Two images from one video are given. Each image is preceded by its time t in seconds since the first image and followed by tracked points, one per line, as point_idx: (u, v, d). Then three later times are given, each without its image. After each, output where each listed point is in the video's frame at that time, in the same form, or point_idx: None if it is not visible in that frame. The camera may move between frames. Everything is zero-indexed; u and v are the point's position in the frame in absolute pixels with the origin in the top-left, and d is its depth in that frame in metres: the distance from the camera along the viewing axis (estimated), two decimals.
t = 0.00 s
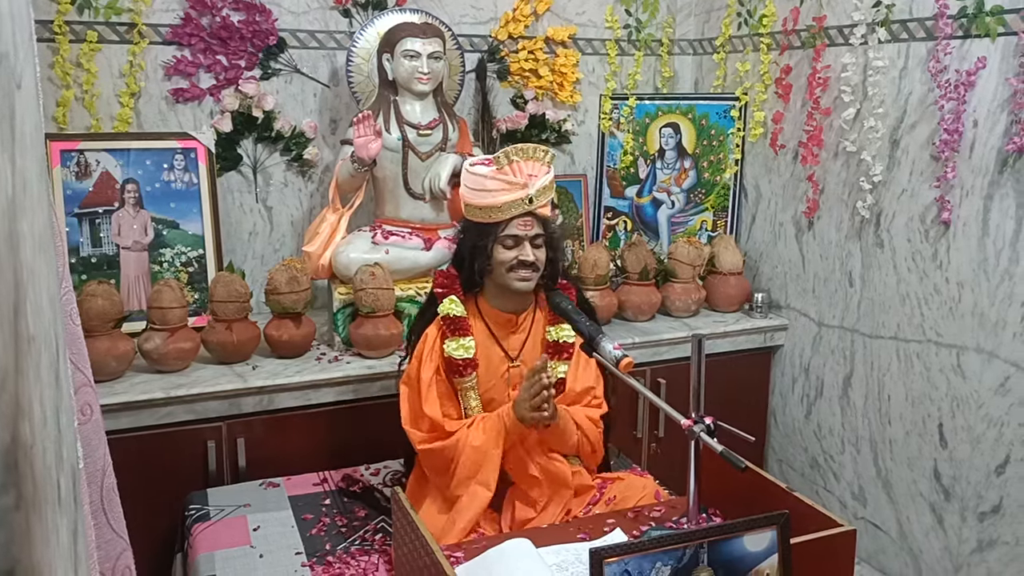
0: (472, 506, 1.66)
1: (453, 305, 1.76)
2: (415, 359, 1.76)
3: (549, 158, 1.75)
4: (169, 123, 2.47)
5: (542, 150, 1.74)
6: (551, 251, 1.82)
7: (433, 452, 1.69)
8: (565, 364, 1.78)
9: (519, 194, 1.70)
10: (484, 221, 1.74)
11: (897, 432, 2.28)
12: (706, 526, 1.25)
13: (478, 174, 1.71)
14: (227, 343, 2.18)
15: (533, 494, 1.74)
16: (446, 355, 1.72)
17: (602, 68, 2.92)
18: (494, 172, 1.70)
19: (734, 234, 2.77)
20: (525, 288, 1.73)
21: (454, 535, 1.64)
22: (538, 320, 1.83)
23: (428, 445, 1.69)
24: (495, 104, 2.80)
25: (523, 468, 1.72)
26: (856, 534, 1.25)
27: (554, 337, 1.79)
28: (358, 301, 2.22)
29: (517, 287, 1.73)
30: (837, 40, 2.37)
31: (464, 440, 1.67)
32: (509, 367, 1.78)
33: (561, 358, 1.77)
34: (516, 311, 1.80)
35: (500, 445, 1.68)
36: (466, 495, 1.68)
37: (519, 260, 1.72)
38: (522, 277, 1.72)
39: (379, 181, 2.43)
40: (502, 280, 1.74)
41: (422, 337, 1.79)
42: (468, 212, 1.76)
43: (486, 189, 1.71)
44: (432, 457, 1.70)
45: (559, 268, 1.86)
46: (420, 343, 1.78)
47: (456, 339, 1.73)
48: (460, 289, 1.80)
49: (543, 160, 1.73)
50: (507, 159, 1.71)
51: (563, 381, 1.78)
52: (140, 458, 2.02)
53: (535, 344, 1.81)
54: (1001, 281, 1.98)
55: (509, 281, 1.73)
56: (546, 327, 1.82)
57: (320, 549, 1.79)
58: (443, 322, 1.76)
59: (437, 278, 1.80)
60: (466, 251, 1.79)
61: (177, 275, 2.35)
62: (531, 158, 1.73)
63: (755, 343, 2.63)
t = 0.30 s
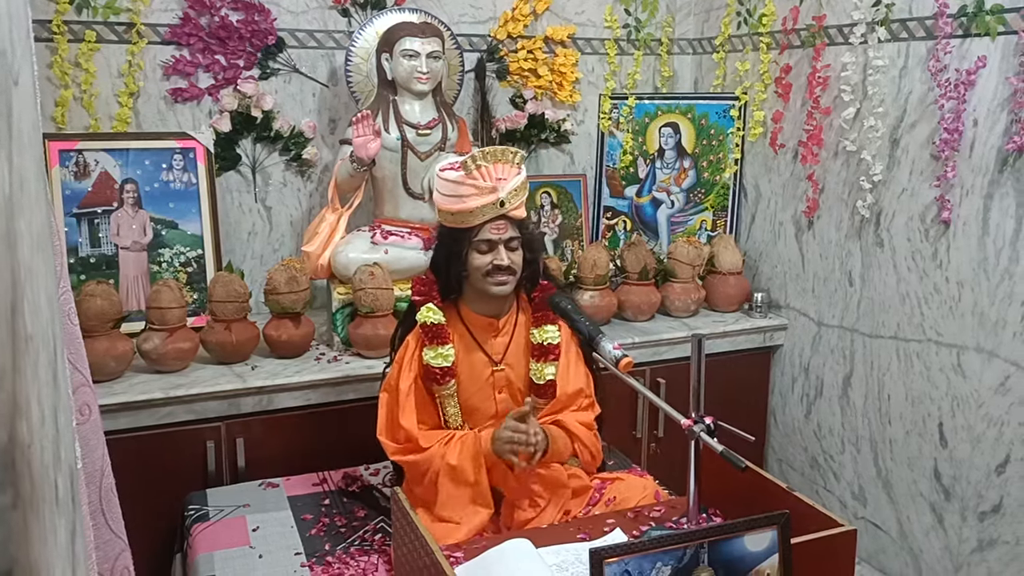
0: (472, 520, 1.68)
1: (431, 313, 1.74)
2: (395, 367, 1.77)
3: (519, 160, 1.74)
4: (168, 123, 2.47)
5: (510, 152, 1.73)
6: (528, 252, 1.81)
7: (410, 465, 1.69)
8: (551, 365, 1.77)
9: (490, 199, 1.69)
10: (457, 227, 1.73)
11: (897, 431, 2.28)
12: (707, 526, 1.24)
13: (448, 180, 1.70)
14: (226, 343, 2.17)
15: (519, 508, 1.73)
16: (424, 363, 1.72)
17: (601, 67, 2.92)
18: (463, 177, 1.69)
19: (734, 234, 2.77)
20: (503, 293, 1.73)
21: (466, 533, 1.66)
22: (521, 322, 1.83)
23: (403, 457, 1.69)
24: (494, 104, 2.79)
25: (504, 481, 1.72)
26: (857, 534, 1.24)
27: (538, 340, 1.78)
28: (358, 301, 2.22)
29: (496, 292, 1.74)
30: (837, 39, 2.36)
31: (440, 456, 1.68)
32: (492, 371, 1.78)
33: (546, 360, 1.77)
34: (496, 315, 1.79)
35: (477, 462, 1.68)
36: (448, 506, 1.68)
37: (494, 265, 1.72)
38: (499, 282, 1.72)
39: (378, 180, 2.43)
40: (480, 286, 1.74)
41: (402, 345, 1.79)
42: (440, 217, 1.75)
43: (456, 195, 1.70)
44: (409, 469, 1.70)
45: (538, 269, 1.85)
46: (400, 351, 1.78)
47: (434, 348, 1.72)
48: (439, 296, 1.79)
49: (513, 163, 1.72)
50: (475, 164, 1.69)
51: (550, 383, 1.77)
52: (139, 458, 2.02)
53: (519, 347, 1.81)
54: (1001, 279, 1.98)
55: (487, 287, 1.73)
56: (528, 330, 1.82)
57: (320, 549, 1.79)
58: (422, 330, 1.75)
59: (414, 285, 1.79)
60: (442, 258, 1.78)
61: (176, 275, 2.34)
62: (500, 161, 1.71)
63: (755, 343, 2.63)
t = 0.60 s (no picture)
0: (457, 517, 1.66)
1: (420, 314, 1.74)
2: (385, 368, 1.77)
3: (507, 160, 1.74)
4: (165, 122, 2.46)
5: (499, 153, 1.72)
6: (521, 252, 1.80)
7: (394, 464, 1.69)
8: (543, 365, 1.76)
9: (479, 200, 1.68)
10: (446, 227, 1.73)
11: (895, 431, 2.28)
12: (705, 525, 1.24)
13: (437, 180, 1.69)
14: (224, 343, 2.17)
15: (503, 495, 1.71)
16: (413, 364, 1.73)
17: (600, 66, 2.91)
18: (451, 178, 1.68)
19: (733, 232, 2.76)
20: (494, 294, 1.73)
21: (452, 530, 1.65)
22: (515, 322, 1.82)
23: (385, 455, 1.69)
24: (492, 103, 2.79)
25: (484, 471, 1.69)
26: (856, 534, 1.24)
27: (530, 340, 1.77)
28: (355, 301, 2.22)
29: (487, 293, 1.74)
30: (836, 38, 2.36)
31: (415, 450, 1.66)
32: (486, 371, 1.78)
33: (537, 360, 1.75)
34: (489, 315, 1.79)
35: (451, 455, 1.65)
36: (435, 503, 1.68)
37: (485, 265, 1.71)
38: (490, 282, 1.72)
39: (376, 180, 2.42)
40: (472, 286, 1.74)
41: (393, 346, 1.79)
42: (429, 218, 1.74)
43: (445, 196, 1.69)
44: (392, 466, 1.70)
45: (532, 268, 1.84)
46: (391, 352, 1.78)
47: (422, 349, 1.72)
48: (429, 296, 1.78)
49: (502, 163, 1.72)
50: (463, 164, 1.69)
51: (542, 383, 1.76)
52: (137, 458, 2.01)
53: (512, 347, 1.80)
54: (1000, 278, 1.98)
55: (478, 288, 1.73)
56: (522, 330, 1.81)
57: (317, 549, 1.78)
58: (412, 331, 1.75)
59: (406, 286, 1.78)
60: (433, 258, 1.78)
61: (174, 274, 2.34)
62: (488, 161, 1.71)
63: (753, 342, 2.62)
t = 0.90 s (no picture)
0: (466, 519, 1.66)
1: (432, 312, 1.74)
2: (396, 366, 1.76)
3: (523, 161, 1.74)
4: (161, 122, 2.46)
5: (515, 154, 1.73)
6: (531, 253, 1.81)
7: (414, 460, 1.69)
8: (550, 367, 1.77)
9: (495, 199, 1.69)
10: (460, 227, 1.73)
11: (892, 431, 2.28)
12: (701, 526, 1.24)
13: (452, 179, 1.69)
14: (220, 343, 2.17)
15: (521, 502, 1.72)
16: (425, 362, 1.72)
17: (596, 66, 2.91)
18: (468, 177, 1.68)
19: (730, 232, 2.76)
20: (506, 295, 1.73)
21: (453, 535, 1.64)
22: (522, 322, 1.82)
23: (407, 454, 1.69)
24: (488, 103, 2.79)
25: (508, 474, 1.70)
26: (851, 533, 1.24)
27: (538, 340, 1.78)
28: (352, 301, 2.21)
29: (499, 294, 1.73)
30: (832, 38, 2.36)
31: (445, 448, 1.67)
32: (492, 371, 1.77)
33: (545, 362, 1.76)
34: (498, 315, 1.79)
35: (481, 453, 1.68)
36: (447, 502, 1.67)
37: (499, 265, 1.71)
38: (503, 283, 1.72)
39: (372, 180, 2.42)
40: (483, 286, 1.74)
41: (403, 344, 1.78)
42: (443, 217, 1.74)
43: (461, 195, 1.69)
44: (411, 465, 1.70)
45: (541, 269, 1.84)
46: (401, 350, 1.78)
47: (434, 347, 1.72)
48: (439, 295, 1.79)
49: (518, 163, 1.72)
50: (480, 164, 1.69)
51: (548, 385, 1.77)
52: (132, 459, 2.01)
53: (519, 348, 1.80)
54: (996, 278, 1.98)
55: (491, 288, 1.72)
56: (529, 330, 1.81)
57: (313, 550, 1.78)
58: (422, 329, 1.74)
59: (416, 284, 1.79)
60: (444, 257, 1.78)
61: (170, 274, 2.34)
62: (505, 161, 1.71)
63: (750, 342, 2.62)
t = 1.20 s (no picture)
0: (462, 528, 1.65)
1: (451, 309, 1.74)
2: (410, 362, 1.77)
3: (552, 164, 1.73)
4: (160, 121, 2.45)
5: (545, 156, 1.71)
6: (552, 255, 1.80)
7: (416, 461, 1.70)
8: (566, 369, 1.78)
9: (523, 202, 1.67)
10: (485, 227, 1.72)
11: (891, 430, 2.27)
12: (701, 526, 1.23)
13: (480, 180, 1.68)
14: (219, 343, 2.16)
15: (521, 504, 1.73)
16: (440, 359, 1.73)
17: (596, 65, 2.91)
18: (497, 179, 1.67)
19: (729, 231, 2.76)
20: (527, 297, 1.73)
21: (456, 537, 1.63)
22: (540, 323, 1.82)
23: (408, 453, 1.71)
24: (488, 102, 2.79)
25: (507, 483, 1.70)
26: (851, 533, 1.24)
27: (555, 342, 1.78)
28: (351, 301, 2.21)
29: (520, 296, 1.73)
30: (832, 37, 2.36)
31: (445, 455, 1.68)
32: (508, 370, 1.78)
33: (562, 364, 1.77)
34: (516, 315, 1.79)
35: (479, 467, 1.67)
36: (444, 507, 1.68)
37: (522, 267, 1.70)
38: (525, 286, 1.71)
39: (372, 179, 2.42)
40: (504, 287, 1.73)
41: (419, 339, 1.78)
42: (468, 216, 1.74)
43: (488, 195, 1.68)
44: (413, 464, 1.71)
45: (561, 272, 1.85)
46: (416, 345, 1.78)
47: (451, 345, 1.72)
48: (458, 293, 1.78)
49: (547, 166, 1.71)
50: (510, 166, 1.68)
51: (564, 386, 1.78)
52: (131, 458, 2.00)
53: (536, 348, 1.81)
54: (996, 277, 1.97)
55: (513, 290, 1.72)
56: (546, 332, 1.82)
57: (313, 550, 1.78)
58: (440, 326, 1.75)
59: (435, 282, 1.78)
60: (465, 256, 1.77)
61: (170, 274, 2.33)
62: (534, 164, 1.70)
63: (750, 342, 2.62)
